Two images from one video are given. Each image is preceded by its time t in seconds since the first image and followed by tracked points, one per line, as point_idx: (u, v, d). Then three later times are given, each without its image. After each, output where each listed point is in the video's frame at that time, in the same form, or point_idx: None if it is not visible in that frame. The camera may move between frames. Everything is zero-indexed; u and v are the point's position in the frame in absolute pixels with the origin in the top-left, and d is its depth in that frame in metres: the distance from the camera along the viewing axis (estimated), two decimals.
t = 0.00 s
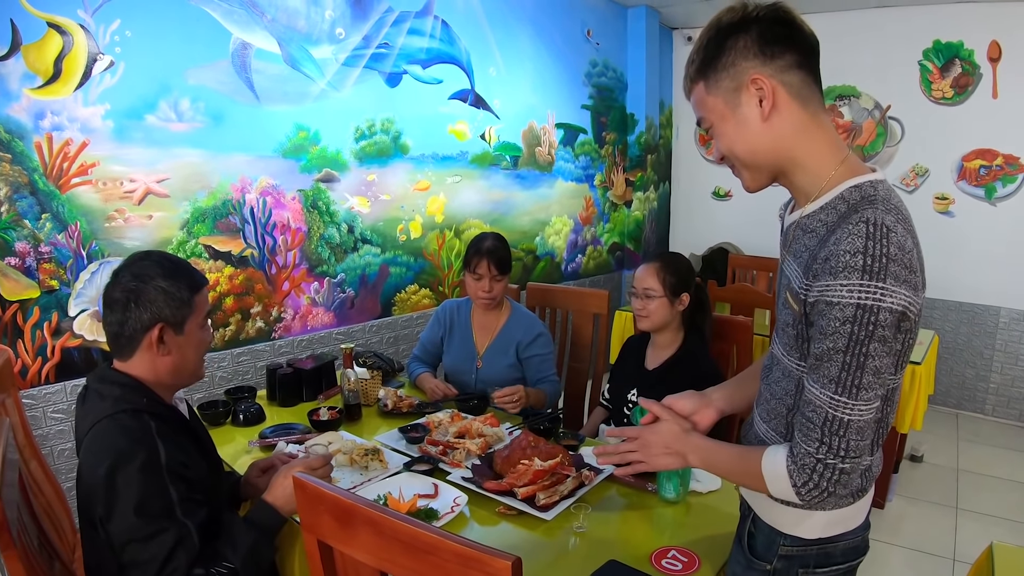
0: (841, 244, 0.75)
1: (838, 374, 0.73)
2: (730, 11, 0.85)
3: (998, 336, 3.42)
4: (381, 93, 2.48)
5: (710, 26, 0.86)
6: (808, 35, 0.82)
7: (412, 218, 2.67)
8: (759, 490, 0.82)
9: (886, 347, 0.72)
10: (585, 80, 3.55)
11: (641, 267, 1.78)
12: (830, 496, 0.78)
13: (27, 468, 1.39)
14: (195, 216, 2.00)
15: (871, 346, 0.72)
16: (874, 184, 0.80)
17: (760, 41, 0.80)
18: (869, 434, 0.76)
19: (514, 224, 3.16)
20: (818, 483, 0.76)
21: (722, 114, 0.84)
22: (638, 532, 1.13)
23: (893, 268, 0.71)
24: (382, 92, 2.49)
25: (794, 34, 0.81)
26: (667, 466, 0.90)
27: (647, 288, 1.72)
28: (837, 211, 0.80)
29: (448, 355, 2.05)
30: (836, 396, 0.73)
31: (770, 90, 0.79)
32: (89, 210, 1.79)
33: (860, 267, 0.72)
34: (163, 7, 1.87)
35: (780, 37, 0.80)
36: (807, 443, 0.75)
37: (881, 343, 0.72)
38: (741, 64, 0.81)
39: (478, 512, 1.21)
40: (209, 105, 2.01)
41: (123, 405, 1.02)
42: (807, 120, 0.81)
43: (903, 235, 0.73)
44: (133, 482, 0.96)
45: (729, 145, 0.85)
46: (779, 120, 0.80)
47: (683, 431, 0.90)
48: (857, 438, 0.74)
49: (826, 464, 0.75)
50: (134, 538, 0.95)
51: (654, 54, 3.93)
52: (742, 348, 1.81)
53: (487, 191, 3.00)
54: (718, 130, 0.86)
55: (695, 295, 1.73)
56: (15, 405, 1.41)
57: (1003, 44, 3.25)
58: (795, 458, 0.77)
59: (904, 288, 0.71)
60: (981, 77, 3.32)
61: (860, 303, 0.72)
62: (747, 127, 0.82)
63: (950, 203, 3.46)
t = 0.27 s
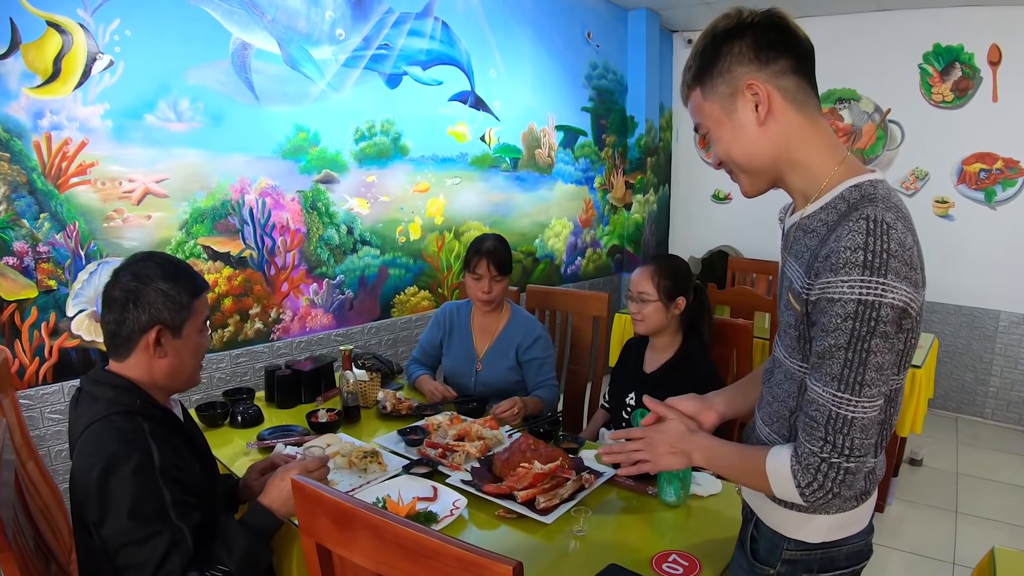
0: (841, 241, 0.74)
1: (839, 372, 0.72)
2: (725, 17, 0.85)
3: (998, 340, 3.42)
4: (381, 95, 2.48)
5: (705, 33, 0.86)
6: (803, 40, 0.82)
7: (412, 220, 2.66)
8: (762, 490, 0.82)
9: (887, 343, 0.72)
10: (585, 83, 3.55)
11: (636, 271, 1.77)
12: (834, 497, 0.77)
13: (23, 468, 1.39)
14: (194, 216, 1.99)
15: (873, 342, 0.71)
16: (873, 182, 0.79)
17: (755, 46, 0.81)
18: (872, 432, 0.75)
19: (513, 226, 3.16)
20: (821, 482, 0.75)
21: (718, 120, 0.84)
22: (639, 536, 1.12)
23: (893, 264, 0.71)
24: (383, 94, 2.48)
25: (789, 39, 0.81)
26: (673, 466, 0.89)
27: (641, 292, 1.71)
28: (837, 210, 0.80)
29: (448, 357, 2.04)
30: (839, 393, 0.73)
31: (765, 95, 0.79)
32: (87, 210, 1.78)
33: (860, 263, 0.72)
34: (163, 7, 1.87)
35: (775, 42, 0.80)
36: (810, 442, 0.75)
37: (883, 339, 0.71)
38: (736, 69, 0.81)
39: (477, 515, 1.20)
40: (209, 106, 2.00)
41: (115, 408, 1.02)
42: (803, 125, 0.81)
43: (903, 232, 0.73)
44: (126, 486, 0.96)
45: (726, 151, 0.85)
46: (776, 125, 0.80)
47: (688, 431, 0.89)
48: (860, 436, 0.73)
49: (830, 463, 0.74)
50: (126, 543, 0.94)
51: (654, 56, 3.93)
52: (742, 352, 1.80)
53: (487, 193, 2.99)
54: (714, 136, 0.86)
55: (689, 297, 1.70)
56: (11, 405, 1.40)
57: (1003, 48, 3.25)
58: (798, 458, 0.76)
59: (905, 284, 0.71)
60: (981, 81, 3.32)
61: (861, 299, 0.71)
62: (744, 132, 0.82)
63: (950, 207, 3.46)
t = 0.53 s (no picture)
0: (843, 242, 0.74)
1: (843, 373, 0.72)
2: (729, 20, 0.84)
3: (997, 343, 3.42)
4: (381, 96, 2.48)
5: (708, 36, 0.86)
6: (807, 45, 0.82)
7: (411, 222, 2.66)
8: (767, 490, 0.82)
9: (890, 344, 0.71)
10: (585, 85, 3.55)
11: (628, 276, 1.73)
12: (839, 500, 0.76)
13: (21, 470, 1.38)
14: (192, 217, 1.99)
15: (876, 343, 0.71)
16: (874, 185, 0.79)
17: (759, 49, 0.80)
18: (877, 434, 0.75)
19: (513, 228, 3.16)
20: (826, 484, 0.75)
21: (720, 122, 0.83)
22: (639, 540, 1.12)
23: (895, 265, 0.71)
24: (382, 95, 2.48)
25: (792, 43, 0.81)
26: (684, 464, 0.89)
27: (635, 297, 1.68)
28: (839, 212, 0.80)
29: (446, 359, 2.04)
30: (843, 394, 0.72)
31: (768, 99, 0.79)
32: (85, 210, 1.77)
33: (863, 264, 0.72)
34: (163, 7, 1.86)
35: (778, 45, 0.80)
36: (815, 443, 0.75)
37: (886, 340, 0.71)
38: (739, 72, 0.81)
39: (475, 519, 1.20)
40: (208, 106, 2.00)
41: (118, 406, 1.01)
42: (805, 129, 0.80)
43: (904, 233, 0.73)
44: (128, 485, 0.95)
45: (728, 154, 0.84)
46: (778, 129, 0.80)
47: (701, 429, 0.89)
48: (865, 437, 0.73)
49: (835, 465, 0.74)
50: (129, 542, 0.93)
51: (654, 59, 3.93)
52: (741, 355, 1.80)
53: (486, 196, 2.99)
54: (716, 138, 0.85)
55: (682, 302, 1.68)
56: (8, 406, 1.40)
57: (1003, 51, 3.25)
58: (803, 460, 0.76)
59: (907, 285, 0.71)
60: (981, 84, 3.32)
61: (863, 300, 0.71)
62: (747, 135, 0.81)
63: (950, 210, 3.46)
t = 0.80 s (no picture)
0: (845, 244, 0.74)
1: (845, 374, 0.72)
2: (744, 16, 0.84)
3: (996, 346, 3.42)
4: (380, 98, 2.48)
5: (720, 31, 0.85)
6: (817, 47, 0.82)
7: (410, 224, 2.65)
8: (771, 489, 0.82)
9: (892, 346, 0.71)
10: (585, 87, 3.55)
11: (623, 280, 1.73)
12: (841, 501, 0.76)
13: (18, 471, 1.38)
14: (191, 218, 1.99)
15: (878, 345, 0.71)
16: (876, 187, 0.79)
17: (772, 46, 0.80)
18: (878, 435, 0.75)
19: (512, 230, 3.15)
20: (827, 485, 0.75)
21: (729, 116, 0.83)
22: (639, 543, 1.12)
23: (897, 267, 0.71)
24: (382, 97, 2.48)
25: (802, 44, 0.81)
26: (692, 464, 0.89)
27: (630, 301, 1.68)
28: (841, 214, 0.79)
29: (445, 360, 2.04)
30: (845, 395, 0.72)
31: (782, 95, 0.78)
32: (84, 211, 1.77)
33: (865, 267, 0.71)
34: (162, 8, 1.86)
35: (789, 46, 0.80)
36: (817, 444, 0.74)
37: (888, 341, 0.71)
38: (753, 68, 0.80)
39: (473, 521, 1.19)
40: (207, 107, 1.99)
41: (118, 406, 1.01)
42: (812, 130, 0.80)
43: (906, 235, 0.73)
44: (128, 485, 0.95)
45: (735, 148, 0.83)
46: (788, 127, 0.79)
47: (711, 431, 0.89)
48: (867, 438, 0.72)
49: (837, 465, 0.74)
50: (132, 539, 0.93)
51: (654, 61, 3.93)
52: (740, 357, 1.80)
53: (485, 197, 2.99)
54: (723, 133, 0.84)
55: (678, 304, 1.68)
56: (6, 407, 1.39)
57: (1003, 54, 3.25)
58: (805, 460, 0.76)
59: (909, 287, 0.71)
60: (981, 87, 3.32)
61: (866, 302, 0.71)
62: (756, 132, 0.81)
63: (949, 212, 3.46)
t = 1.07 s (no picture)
0: (848, 247, 0.74)
1: (848, 376, 0.72)
2: (744, 19, 0.84)
3: (996, 347, 3.42)
4: (380, 99, 2.48)
5: (721, 34, 0.85)
6: (818, 51, 0.81)
7: (410, 225, 2.65)
8: (773, 489, 0.82)
9: (895, 348, 0.71)
10: (585, 88, 3.55)
11: (621, 281, 1.73)
12: (844, 501, 0.76)
13: (17, 471, 1.37)
14: (191, 219, 1.99)
15: (881, 347, 0.71)
16: (876, 190, 0.79)
17: (772, 49, 0.80)
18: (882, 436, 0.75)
19: (512, 231, 3.15)
20: (831, 486, 0.75)
21: (728, 120, 0.83)
22: (639, 545, 1.12)
23: (899, 270, 0.71)
24: (382, 98, 2.48)
25: (803, 48, 0.81)
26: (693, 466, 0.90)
27: (628, 303, 1.68)
28: (842, 217, 0.79)
29: (444, 361, 2.04)
30: (848, 397, 0.72)
31: (780, 99, 0.78)
32: (84, 211, 1.77)
33: (867, 269, 0.71)
34: (163, 9, 1.86)
35: (790, 49, 0.80)
36: (821, 445, 0.74)
37: (891, 343, 0.71)
38: (752, 71, 0.80)
39: (473, 523, 1.19)
40: (207, 108, 1.99)
41: (117, 405, 1.01)
42: (812, 133, 0.80)
43: (907, 238, 0.73)
44: (125, 484, 0.95)
45: (735, 152, 0.83)
46: (787, 130, 0.79)
47: (712, 428, 0.91)
48: (871, 440, 0.72)
49: (841, 466, 0.74)
50: (122, 538, 0.93)
51: (654, 62, 3.93)
52: (740, 359, 1.80)
53: (485, 199, 2.99)
54: (724, 135, 0.84)
55: (677, 306, 1.68)
56: (5, 408, 1.39)
57: (1003, 56, 3.25)
58: (809, 461, 0.76)
59: (911, 289, 0.71)
60: (981, 88, 3.32)
61: (868, 304, 0.71)
62: (756, 134, 0.81)
63: (949, 214, 3.47)
